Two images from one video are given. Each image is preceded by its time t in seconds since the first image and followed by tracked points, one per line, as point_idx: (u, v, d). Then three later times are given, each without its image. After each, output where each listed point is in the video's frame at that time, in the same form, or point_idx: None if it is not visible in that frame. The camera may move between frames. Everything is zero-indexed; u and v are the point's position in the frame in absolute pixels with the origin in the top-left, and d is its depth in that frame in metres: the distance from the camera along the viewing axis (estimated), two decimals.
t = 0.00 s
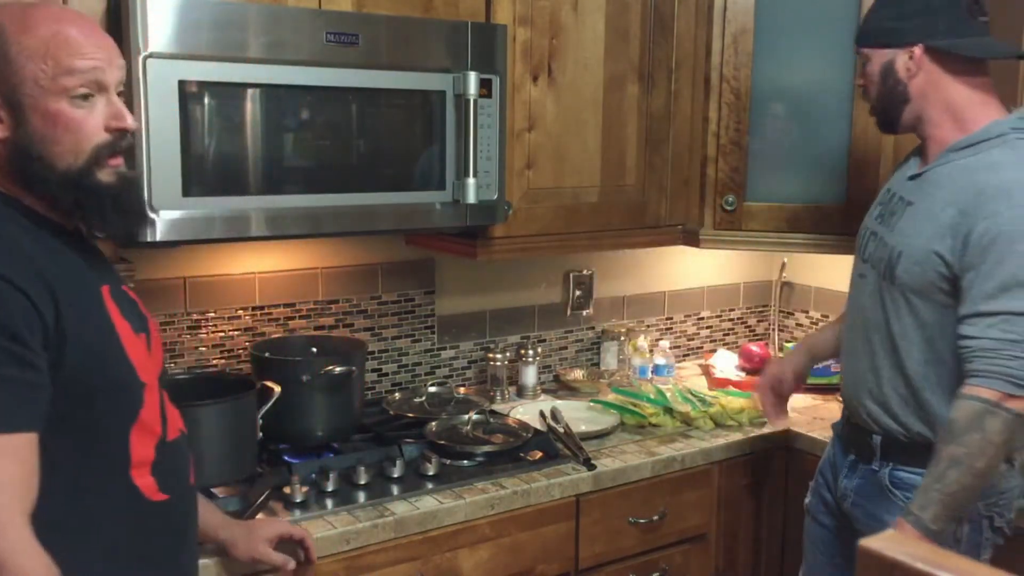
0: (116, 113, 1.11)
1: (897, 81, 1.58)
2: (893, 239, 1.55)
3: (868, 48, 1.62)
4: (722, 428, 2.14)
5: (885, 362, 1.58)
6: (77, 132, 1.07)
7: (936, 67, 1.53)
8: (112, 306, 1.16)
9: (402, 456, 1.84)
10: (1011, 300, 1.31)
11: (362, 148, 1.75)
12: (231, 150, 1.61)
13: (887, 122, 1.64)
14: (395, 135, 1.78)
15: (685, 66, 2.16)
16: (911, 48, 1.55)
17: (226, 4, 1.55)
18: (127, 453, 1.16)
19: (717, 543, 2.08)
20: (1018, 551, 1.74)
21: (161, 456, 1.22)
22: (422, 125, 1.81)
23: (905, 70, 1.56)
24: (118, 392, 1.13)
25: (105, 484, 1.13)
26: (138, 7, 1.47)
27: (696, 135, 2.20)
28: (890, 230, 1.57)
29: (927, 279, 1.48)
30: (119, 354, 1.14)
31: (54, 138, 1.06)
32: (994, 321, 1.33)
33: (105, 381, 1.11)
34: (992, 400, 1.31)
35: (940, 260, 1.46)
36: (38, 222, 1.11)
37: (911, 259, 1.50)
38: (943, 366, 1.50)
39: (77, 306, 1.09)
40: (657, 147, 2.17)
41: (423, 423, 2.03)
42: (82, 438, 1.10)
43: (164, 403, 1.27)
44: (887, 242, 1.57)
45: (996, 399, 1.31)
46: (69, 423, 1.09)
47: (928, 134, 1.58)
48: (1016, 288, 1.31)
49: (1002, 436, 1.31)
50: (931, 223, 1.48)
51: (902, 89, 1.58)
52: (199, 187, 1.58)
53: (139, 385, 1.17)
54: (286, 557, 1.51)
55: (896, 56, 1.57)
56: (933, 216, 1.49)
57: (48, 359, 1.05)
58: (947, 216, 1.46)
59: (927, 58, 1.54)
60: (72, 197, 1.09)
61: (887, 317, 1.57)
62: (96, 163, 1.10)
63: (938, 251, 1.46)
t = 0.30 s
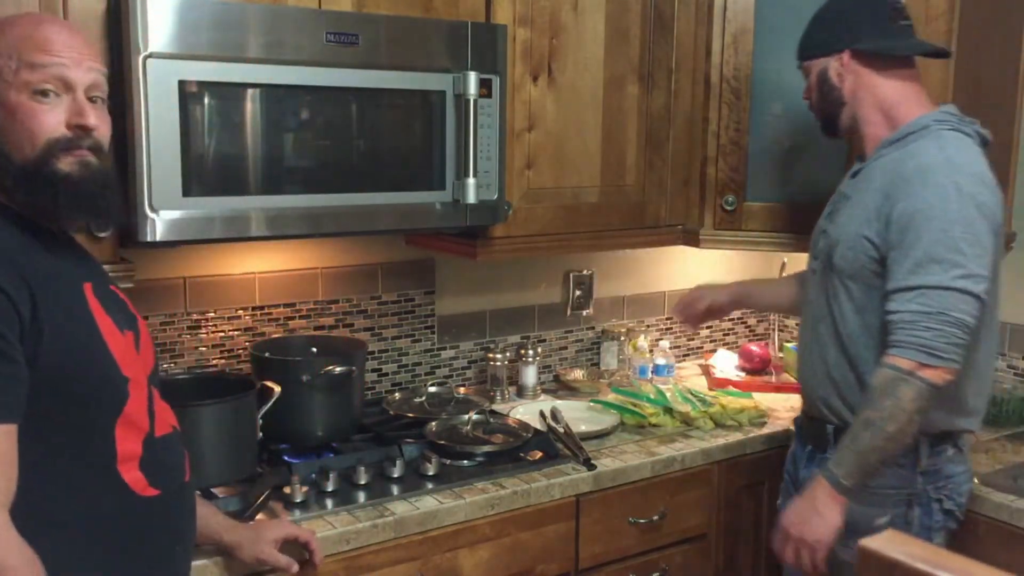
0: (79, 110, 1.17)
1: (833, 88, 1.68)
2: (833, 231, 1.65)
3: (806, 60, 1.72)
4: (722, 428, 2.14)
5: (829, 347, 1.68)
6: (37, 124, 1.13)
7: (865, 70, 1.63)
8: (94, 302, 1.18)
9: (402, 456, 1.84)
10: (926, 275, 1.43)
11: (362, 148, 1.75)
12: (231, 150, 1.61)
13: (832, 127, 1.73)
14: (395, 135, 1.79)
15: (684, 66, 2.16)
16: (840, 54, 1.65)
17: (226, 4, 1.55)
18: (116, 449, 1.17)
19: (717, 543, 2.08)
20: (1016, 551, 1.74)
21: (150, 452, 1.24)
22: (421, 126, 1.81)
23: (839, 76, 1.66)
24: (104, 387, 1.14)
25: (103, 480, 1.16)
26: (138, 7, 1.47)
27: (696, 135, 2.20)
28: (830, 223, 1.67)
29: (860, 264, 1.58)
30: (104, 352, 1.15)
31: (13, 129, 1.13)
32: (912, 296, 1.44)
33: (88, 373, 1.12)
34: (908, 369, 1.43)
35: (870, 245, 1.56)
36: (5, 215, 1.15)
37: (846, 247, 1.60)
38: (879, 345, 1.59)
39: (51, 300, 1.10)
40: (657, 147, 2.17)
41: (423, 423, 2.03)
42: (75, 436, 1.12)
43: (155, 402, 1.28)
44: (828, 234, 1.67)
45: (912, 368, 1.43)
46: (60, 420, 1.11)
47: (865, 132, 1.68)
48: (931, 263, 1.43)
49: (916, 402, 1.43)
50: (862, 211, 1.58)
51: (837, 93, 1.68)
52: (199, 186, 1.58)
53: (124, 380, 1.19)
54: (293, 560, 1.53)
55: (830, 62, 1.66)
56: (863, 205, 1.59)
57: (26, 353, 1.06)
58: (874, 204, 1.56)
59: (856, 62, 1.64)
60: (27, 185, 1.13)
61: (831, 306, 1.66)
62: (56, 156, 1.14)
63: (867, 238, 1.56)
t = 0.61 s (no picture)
0: (110, 116, 1.24)
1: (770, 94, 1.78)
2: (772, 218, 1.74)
3: (740, 70, 1.82)
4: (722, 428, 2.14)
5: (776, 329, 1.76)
6: (81, 120, 1.17)
7: (795, 76, 1.74)
8: (93, 299, 1.17)
9: (402, 456, 1.84)
10: (837, 251, 1.51)
11: (362, 148, 1.75)
12: (231, 150, 1.61)
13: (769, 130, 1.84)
14: (395, 135, 1.79)
15: (684, 66, 2.16)
16: (770, 63, 1.76)
17: (227, 4, 1.55)
18: (123, 441, 1.17)
19: (717, 543, 2.08)
20: (1016, 551, 1.74)
21: (154, 446, 1.23)
22: (422, 126, 1.81)
23: (771, 85, 1.77)
24: (107, 385, 1.14)
25: (107, 479, 1.15)
26: (138, 8, 1.47)
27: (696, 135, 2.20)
28: (772, 212, 1.76)
29: (790, 246, 1.67)
30: (107, 351, 1.15)
31: (59, 121, 1.15)
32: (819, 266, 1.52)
33: (91, 371, 1.12)
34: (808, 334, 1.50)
35: (798, 228, 1.65)
36: (9, 217, 1.12)
37: (780, 231, 1.69)
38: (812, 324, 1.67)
39: (55, 302, 1.11)
40: (657, 147, 2.17)
41: (422, 423, 2.03)
42: (77, 431, 1.12)
43: (157, 394, 1.28)
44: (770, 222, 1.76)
45: (815, 334, 1.50)
46: (62, 419, 1.11)
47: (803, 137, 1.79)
48: (840, 238, 1.51)
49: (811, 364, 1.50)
50: (792, 197, 1.68)
51: (772, 101, 1.78)
52: (199, 186, 1.58)
53: (128, 377, 1.18)
54: (287, 565, 1.51)
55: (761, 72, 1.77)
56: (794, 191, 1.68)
57: (31, 354, 1.07)
58: (801, 188, 1.66)
59: (786, 70, 1.74)
60: (70, 176, 1.16)
61: (775, 290, 1.75)
62: (95, 153, 1.20)
63: (795, 220, 1.65)
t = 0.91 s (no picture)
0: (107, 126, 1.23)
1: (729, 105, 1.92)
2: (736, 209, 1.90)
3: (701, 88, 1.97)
4: (722, 428, 2.14)
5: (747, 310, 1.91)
6: (88, 127, 1.17)
7: (750, 86, 1.89)
8: (100, 288, 1.18)
9: (401, 456, 1.84)
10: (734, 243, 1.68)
11: (362, 148, 1.75)
12: (231, 150, 1.61)
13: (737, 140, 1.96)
14: (395, 135, 1.78)
15: (684, 67, 2.16)
16: (728, 76, 1.90)
17: (227, 5, 1.55)
18: (138, 430, 1.18)
19: (717, 543, 2.08)
20: (1017, 552, 1.73)
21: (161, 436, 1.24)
22: (422, 125, 1.81)
23: (730, 95, 1.91)
24: (120, 374, 1.14)
25: (110, 479, 1.15)
26: (139, 9, 1.47)
27: (694, 135, 2.20)
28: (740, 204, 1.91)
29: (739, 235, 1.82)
30: (123, 346, 1.16)
31: (71, 127, 1.15)
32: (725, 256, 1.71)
33: (105, 359, 1.12)
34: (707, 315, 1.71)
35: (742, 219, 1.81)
36: (8, 213, 1.08)
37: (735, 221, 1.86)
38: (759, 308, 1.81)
39: (71, 289, 1.10)
40: (657, 147, 2.17)
41: (422, 423, 2.03)
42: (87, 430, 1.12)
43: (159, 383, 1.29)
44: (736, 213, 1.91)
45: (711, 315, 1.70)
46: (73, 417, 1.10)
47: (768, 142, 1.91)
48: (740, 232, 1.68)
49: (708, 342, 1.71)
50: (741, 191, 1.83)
51: (733, 111, 1.93)
52: (199, 186, 1.58)
53: (138, 362, 1.19)
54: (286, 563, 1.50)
55: (720, 85, 1.92)
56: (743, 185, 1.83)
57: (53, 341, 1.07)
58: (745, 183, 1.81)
59: (742, 80, 1.89)
60: (75, 180, 1.16)
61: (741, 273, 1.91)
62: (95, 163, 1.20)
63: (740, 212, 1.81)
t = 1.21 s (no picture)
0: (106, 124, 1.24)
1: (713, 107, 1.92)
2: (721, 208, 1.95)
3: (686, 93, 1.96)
4: (722, 428, 2.14)
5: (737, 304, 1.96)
6: (90, 127, 1.18)
7: (735, 86, 1.89)
8: (110, 285, 1.19)
9: (401, 456, 1.84)
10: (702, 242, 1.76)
11: (362, 148, 1.75)
12: (232, 150, 1.61)
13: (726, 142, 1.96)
14: (395, 135, 1.78)
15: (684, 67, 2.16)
16: (714, 77, 1.90)
17: (226, 5, 1.55)
18: (152, 425, 1.19)
19: (717, 543, 2.08)
20: (1017, 552, 1.73)
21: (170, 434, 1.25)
22: (422, 125, 1.81)
23: (716, 97, 1.91)
24: (132, 367, 1.14)
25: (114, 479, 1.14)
26: (138, 9, 1.47)
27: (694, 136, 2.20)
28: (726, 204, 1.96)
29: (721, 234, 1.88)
30: (137, 340, 1.16)
31: (74, 126, 1.15)
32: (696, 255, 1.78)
33: (118, 350, 1.11)
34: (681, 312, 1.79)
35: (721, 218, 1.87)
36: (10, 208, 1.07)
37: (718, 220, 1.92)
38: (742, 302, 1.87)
39: (84, 280, 1.09)
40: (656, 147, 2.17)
41: (422, 423, 2.03)
42: (94, 431, 1.11)
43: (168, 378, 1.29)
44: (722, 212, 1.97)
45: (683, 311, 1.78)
46: (81, 418, 1.10)
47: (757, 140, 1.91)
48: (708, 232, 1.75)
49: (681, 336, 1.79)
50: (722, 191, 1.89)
51: (720, 113, 1.92)
52: (199, 186, 1.58)
53: (152, 356, 1.20)
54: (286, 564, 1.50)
55: (706, 87, 1.92)
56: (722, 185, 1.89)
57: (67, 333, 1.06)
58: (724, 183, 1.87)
59: (727, 80, 1.89)
60: (76, 180, 1.16)
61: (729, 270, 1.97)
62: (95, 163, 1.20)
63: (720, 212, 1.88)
